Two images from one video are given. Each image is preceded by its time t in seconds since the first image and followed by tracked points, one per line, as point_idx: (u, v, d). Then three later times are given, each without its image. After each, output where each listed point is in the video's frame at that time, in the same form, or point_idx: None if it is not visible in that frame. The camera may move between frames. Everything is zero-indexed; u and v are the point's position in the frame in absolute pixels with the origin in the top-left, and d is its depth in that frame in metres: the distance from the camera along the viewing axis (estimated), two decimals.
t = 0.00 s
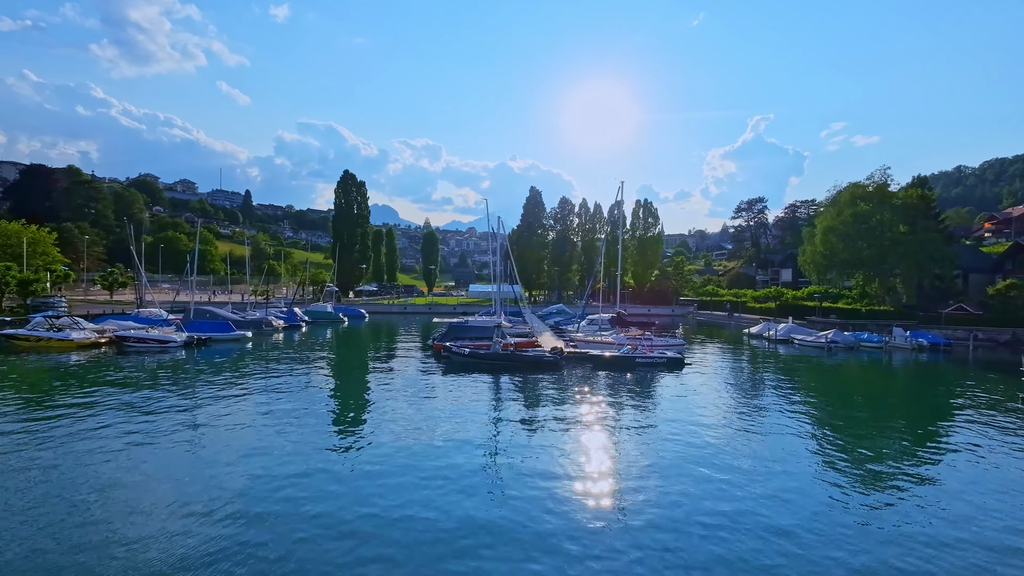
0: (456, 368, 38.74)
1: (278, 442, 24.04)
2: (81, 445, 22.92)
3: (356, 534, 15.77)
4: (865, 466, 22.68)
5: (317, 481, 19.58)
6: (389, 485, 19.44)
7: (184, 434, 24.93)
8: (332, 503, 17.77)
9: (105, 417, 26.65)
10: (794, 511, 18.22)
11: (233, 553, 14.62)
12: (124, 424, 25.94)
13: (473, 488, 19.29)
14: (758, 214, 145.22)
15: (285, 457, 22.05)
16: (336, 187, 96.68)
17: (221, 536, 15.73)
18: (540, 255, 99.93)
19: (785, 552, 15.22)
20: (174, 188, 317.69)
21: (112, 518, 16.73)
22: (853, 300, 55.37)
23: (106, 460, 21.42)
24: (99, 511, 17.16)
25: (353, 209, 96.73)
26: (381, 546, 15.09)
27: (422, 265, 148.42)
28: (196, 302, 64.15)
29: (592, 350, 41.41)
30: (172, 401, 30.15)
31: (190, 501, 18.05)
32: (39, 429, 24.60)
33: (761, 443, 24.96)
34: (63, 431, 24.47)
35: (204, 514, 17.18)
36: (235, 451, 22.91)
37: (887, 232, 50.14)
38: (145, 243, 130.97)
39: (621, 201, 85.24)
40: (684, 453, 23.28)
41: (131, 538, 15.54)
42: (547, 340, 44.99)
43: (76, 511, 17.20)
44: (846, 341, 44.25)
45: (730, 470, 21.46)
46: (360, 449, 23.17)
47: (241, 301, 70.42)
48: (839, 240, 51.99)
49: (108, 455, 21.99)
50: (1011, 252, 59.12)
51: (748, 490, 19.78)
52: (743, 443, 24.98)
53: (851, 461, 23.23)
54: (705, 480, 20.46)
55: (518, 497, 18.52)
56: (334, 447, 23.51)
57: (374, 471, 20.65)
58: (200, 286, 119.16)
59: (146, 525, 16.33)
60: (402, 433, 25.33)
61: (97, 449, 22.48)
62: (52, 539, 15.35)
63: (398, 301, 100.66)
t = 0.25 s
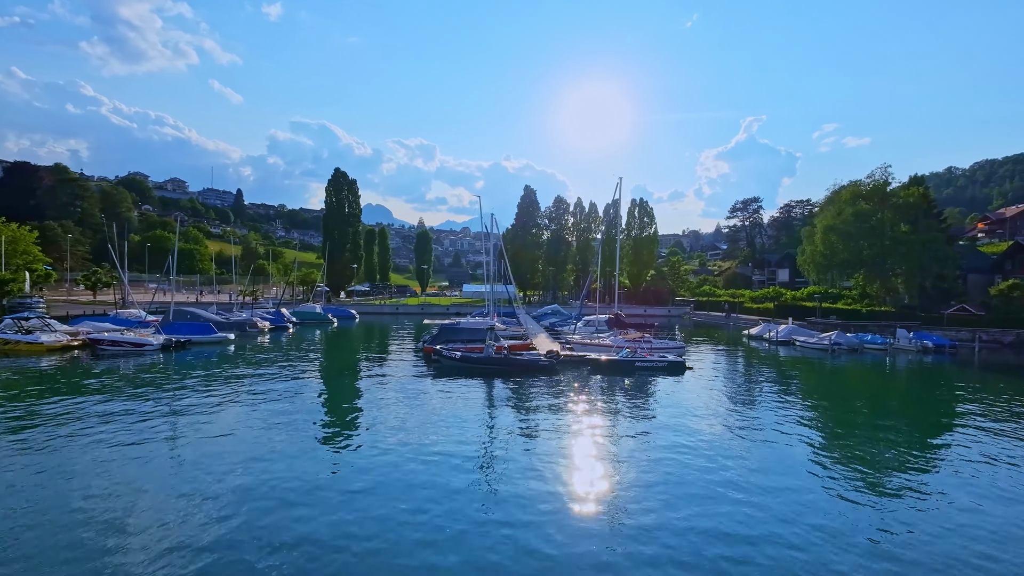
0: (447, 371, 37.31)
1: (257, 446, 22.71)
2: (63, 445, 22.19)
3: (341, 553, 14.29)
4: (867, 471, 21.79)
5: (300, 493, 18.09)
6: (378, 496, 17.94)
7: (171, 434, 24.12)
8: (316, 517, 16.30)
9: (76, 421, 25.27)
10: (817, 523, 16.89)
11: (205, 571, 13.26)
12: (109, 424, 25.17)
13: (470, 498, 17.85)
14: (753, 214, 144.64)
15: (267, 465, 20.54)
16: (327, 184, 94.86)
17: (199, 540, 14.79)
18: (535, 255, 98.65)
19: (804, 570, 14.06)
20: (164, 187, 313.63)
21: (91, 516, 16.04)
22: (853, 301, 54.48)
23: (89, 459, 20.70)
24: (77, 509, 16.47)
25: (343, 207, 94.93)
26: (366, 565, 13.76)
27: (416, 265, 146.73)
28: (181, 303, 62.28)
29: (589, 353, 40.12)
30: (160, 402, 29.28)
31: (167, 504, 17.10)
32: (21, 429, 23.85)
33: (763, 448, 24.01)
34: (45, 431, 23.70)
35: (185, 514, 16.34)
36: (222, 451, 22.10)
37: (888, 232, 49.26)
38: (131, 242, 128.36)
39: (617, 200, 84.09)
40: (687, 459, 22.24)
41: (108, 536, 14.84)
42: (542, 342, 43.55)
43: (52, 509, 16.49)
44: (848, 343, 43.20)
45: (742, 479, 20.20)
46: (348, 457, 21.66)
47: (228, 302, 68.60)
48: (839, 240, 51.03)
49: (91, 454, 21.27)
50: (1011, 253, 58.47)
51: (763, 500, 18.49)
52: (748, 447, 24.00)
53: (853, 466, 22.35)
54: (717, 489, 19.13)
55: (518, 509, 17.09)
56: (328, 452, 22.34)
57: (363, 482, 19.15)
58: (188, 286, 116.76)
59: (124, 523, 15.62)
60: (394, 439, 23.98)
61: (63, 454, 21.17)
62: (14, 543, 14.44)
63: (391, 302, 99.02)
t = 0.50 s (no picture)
0: (440, 376, 35.87)
1: (235, 455, 21.31)
2: (48, 450, 21.43)
3: None
4: (870, 477, 20.97)
5: (281, 509, 16.66)
6: (365, 511, 16.57)
7: (162, 436, 23.45)
8: (297, 536, 14.93)
9: (44, 429, 23.77)
10: (838, 537, 15.76)
11: None
12: (98, 427, 24.46)
13: (465, 513, 16.53)
14: (748, 214, 144.13)
15: (249, 475, 19.22)
16: (318, 182, 92.97)
17: (170, 561, 13.64)
18: (529, 255, 97.30)
19: None
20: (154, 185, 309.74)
21: (57, 533, 14.90)
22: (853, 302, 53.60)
23: (76, 463, 19.99)
24: (30, 529, 15.04)
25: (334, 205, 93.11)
26: None
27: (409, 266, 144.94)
28: (164, 304, 60.34)
29: (587, 357, 38.80)
30: (151, 404, 28.53)
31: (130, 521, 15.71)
32: (5, 434, 23.08)
33: (764, 451, 23.11)
34: (31, 436, 22.94)
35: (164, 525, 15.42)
36: (212, 455, 21.33)
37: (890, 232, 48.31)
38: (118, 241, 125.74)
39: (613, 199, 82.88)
40: (688, 466, 21.24)
41: (87, 547, 14.06)
42: (537, 346, 42.22)
43: (33, 517, 15.74)
44: (852, 345, 42.16)
45: (754, 490, 19.00)
46: (334, 468, 20.31)
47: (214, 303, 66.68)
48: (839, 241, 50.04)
49: (76, 459, 20.50)
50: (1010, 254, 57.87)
51: (780, 510, 17.28)
52: (747, 451, 23.13)
53: (855, 471, 21.48)
54: (729, 499, 17.94)
55: (517, 525, 15.79)
56: (315, 459, 21.11)
57: (348, 495, 17.76)
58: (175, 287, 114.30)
59: (107, 533, 14.85)
60: (383, 447, 22.64)
61: (24, 465, 19.70)
62: None
63: (383, 303, 97.30)
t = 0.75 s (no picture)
0: (431, 383, 34.31)
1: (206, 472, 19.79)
2: (35, 461, 20.68)
3: None
4: (874, 484, 20.04)
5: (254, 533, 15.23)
6: (347, 536, 15.16)
7: (141, 447, 22.28)
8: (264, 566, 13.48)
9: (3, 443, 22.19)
10: (860, 559, 14.55)
11: None
12: (87, 434, 23.69)
13: (456, 537, 15.15)
14: (744, 215, 143.59)
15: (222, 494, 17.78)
16: (308, 181, 91.34)
17: None
18: (524, 257, 95.90)
19: None
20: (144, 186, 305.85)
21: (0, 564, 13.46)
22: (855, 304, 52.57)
23: (33, 482, 18.50)
24: None
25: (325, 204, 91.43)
26: None
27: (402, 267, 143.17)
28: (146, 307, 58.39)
29: (585, 363, 37.32)
30: (143, 409, 27.76)
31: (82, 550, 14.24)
32: None
33: (766, 458, 22.08)
34: (18, 445, 22.21)
35: (145, 548, 14.49)
36: (206, 464, 20.65)
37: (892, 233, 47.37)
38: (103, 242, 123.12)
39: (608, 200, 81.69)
40: (692, 477, 20.05)
41: None
42: (533, 350, 40.77)
43: (17, 536, 15.06)
44: (856, 349, 41.03)
45: (765, 505, 17.78)
46: (315, 485, 18.87)
47: (199, 305, 64.79)
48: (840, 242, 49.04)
49: (64, 471, 19.78)
50: (1010, 255, 57.12)
51: (796, 528, 16.04)
52: (752, 460, 21.91)
53: (859, 478, 20.49)
54: (739, 517, 16.72)
55: (512, 549, 14.45)
56: (291, 474, 19.60)
57: (328, 516, 16.38)
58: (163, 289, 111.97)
59: (92, 555, 14.15)
60: (368, 459, 21.22)
61: None
62: None
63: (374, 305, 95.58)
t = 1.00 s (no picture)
0: (422, 391, 32.76)
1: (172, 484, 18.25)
2: (19, 464, 19.89)
3: None
4: (885, 493, 18.95)
5: (226, 550, 13.82)
6: (328, 553, 13.78)
7: (106, 456, 20.73)
8: None
9: None
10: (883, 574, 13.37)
11: None
12: (50, 443, 22.10)
13: (447, 554, 13.79)
14: (738, 218, 143.19)
15: (188, 507, 16.34)
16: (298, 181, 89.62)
17: None
18: (518, 259, 94.50)
19: None
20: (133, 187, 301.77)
21: None
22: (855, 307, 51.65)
23: None
24: None
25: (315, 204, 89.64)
26: None
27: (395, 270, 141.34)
28: (127, 310, 56.32)
29: (583, 370, 35.92)
30: (133, 413, 26.93)
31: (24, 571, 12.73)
32: None
33: (771, 464, 21.04)
34: (2, 448, 21.39)
35: (120, 555, 13.49)
36: (196, 467, 19.84)
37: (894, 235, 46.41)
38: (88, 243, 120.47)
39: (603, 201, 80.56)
40: (697, 485, 18.80)
41: None
42: (527, 356, 39.36)
43: None
44: (862, 353, 39.99)
45: (776, 515, 16.55)
46: (291, 496, 17.41)
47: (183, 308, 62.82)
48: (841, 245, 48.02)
49: (48, 474, 18.99)
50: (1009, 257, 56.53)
51: (816, 542, 14.84)
52: (759, 468, 20.67)
53: (867, 486, 19.50)
54: (751, 530, 15.47)
55: (510, 569, 13.10)
56: (265, 486, 18.09)
57: (304, 532, 14.96)
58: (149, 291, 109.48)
59: (71, 559, 13.32)
60: (351, 469, 19.78)
61: None
62: None
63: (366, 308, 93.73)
